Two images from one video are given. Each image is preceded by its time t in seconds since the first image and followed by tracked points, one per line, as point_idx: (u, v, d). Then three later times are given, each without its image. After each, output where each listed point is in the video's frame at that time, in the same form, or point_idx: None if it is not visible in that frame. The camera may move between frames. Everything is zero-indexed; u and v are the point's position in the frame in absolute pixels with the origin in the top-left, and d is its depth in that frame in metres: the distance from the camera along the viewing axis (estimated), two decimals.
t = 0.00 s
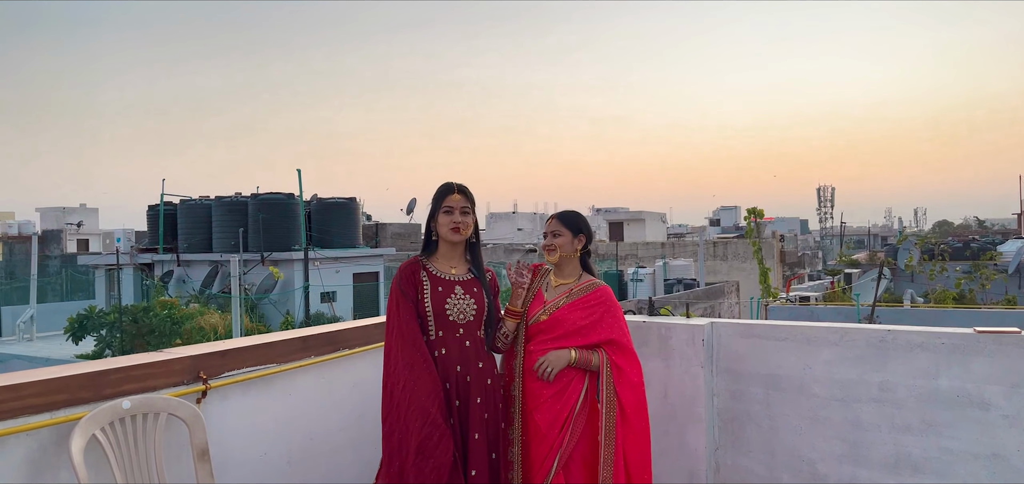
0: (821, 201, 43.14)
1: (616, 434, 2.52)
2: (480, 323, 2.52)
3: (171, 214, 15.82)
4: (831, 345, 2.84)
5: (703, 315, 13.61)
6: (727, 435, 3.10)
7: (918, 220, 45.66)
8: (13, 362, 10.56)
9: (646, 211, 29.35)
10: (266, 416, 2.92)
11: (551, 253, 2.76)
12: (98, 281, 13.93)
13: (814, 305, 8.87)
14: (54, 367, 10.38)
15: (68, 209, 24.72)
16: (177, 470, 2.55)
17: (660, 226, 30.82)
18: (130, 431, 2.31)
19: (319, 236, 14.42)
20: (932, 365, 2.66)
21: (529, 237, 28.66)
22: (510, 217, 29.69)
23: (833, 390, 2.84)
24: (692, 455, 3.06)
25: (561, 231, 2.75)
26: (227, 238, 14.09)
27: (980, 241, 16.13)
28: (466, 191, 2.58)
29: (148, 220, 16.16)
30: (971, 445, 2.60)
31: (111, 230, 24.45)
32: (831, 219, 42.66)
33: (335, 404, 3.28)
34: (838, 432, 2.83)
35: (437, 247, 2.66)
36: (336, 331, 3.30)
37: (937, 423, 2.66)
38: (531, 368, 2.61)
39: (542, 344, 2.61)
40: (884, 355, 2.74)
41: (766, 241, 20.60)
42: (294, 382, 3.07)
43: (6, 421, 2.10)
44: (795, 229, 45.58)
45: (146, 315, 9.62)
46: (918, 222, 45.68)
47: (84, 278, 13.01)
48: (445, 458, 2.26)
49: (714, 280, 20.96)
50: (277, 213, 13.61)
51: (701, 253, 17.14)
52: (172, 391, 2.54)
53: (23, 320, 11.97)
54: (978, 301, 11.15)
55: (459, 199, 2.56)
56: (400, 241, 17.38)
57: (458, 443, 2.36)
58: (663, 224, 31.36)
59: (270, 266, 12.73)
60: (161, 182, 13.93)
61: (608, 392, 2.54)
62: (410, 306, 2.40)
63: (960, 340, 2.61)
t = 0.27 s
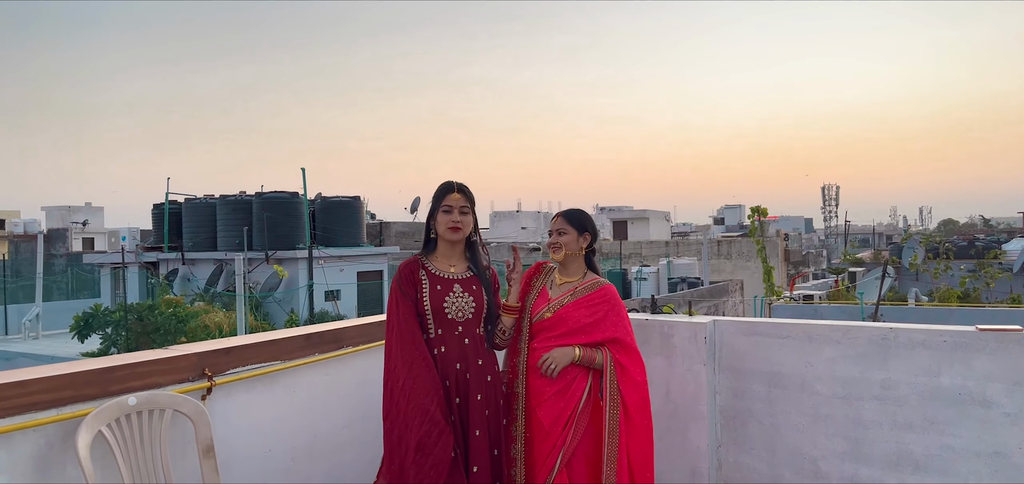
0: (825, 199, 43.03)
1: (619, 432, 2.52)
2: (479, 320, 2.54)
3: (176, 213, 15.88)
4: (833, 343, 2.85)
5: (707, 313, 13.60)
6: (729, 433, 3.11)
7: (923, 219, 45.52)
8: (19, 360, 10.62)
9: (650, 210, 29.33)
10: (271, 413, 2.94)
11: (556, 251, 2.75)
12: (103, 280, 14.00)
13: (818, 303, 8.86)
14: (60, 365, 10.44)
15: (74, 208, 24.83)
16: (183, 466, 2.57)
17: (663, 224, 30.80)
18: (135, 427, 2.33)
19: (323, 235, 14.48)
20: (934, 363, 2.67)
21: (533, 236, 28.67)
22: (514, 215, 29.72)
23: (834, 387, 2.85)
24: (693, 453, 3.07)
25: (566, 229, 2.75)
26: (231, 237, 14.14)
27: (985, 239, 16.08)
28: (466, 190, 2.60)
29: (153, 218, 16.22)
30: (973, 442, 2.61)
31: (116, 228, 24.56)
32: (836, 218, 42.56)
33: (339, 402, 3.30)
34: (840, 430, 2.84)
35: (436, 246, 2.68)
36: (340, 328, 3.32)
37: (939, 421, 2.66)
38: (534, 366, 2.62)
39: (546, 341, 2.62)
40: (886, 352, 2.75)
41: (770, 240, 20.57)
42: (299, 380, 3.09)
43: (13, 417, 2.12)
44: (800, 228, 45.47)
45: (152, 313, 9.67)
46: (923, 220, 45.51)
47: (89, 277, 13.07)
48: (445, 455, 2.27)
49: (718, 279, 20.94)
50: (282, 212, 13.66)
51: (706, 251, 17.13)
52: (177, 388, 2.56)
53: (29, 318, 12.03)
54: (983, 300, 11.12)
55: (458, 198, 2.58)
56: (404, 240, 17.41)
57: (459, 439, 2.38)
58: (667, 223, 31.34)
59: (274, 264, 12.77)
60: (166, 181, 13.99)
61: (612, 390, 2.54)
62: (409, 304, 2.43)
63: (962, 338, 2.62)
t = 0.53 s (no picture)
0: (828, 199, 42.93)
1: (621, 435, 2.50)
2: (474, 321, 2.55)
3: (179, 213, 15.90)
4: (834, 344, 2.84)
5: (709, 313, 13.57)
6: (731, 434, 3.10)
7: (926, 219, 45.39)
8: (22, 360, 10.65)
9: (652, 210, 29.31)
10: (271, 413, 2.94)
11: (560, 253, 2.73)
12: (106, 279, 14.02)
13: (820, 303, 8.84)
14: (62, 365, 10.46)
15: (77, 208, 24.88)
16: (182, 466, 2.57)
17: (666, 224, 30.77)
18: (135, 428, 2.33)
19: (325, 235, 14.51)
20: (934, 363, 2.66)
21: (535, 236, 28.66)
22: (516, 215, 29.73)
23: (835, 388, 2.84)
24: (694, 453, 3.06)
25: (571, 231, 2.73)
26: (233, 237, 14.15)
27: (988, 239, 16.02)
28: (464, 194, 2.58)
29: (156, 218, 16.26)
30: (973, 443, 2.60)
31: (119, 229, 24.60)
32: (838, 218, 42.46)
33: (339, 402, 3.30)
34: (841, 431, 2.83)
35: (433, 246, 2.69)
36: (341, 329, 3.32)
37: (939, 422, 2.66)
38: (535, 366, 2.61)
39: (549, 342, 2.61)
40: (887, 353, 2.74)
41: (773, 240, 20.52)
42: (299, 380, 3.09)
43: (13, 417, 2.13)
44: (803, 228, 45.39)
45: (154, 313, 9.69)
46: (926, 220, 45.38)
47: (92, 277, 13.09)
48: (441, 455, 2.28)
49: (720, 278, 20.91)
50: (284, 212, 13.67)
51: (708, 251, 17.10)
52: (177, 388, 2.57)
53: (32, 318, 12.05)
54: (986, 300, 11.08)
55: (456, 201, 2.57)
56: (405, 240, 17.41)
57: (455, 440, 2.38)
58: (670, 222, 31.32)
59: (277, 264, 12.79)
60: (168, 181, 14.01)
61: (614, 393, 2.52)
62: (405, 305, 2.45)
63: (963, 339, 2.61)
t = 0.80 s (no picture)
0: (829, 200, 42.89)
1: (620, 439, 2.45)
2: (469, 322, 2.55)
3: (179, 213, 15.92)
4: (834, 345, 2.84)
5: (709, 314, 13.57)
6: (730, 435, 3.09)
7: (927, 219, 45.35)
8: (23, 360, 10.66)
9: (653, 211, 29.31)
10: (270, 414, 2.94)
11: (563, 255, 2.72)
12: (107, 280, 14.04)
13: (821, 304, 8.83)
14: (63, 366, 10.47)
15: (78, 209, 24.92)
16: (182, 467, 2.57)
17: (667, 225, 30.77)
18: (135, 429, 2.33)
19: (326, 235, 14.51)
20: (935, 365, 2.65)
21: (536, 236, 28.67)
22: (516, 216, 29.74)
23: (835, 390, 2.84)
24: (694, 454, 3.06)
25: (573, 233, 2.71)
26: (234, 237, 14.17)
27: (989, 240, 16.01)
28: (456, 194, 2.59)
29: (157, 218, 16.28)
30: (973, 445, 2.60)
31: (120, 229, 24.62)
32: (839, 218, 42.43)
33: (339, 403, 3.30)
34: (841, 432, 2.83)
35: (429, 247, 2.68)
36: (340, 330, 3.32)
37: (939, 424, 2.65)
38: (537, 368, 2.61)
39: (551, 344, 2.61)
40: (887, 354, 2.74)
41: (774, 240, 20.52)
42: (298, 381, 3.09)
43: (13, 418, 2.13)
44: (804, 228, 45.36)
45: (154, 314, 9.69)
46: (928, 221, 45.33)
47: (93, 277, 13.10)
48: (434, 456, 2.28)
49: (721, 279, 20.90)
50: (285, 212, 13.68)
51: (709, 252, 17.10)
52: (177, 389, 2.57)
53: (33, 319, 12.07)
54: (987, 301, 11.08)
55: (449, 201, 2.57)
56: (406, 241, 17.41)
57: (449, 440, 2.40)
58: (671, 223, 31.30)
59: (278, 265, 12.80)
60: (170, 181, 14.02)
61: (615, 395, 2.48)
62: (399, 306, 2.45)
63: (963, 340, 2.60)
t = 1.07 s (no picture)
0: (830, 199, 42.87)
1: (617, 441, 2.43)
2: (461, 319, 2.56)
3: (180, 213, 15.92)
4: (834, 345, 2.84)
5: (710, 313, 13.57)
6: (730, 435, 3.09)
7: (928, 219, 45.34)
8: (23, 359, 10.66)
9: (653, 210, 29.31)
10: (270, 413, 2.94)
11: (566, 256, 2.70)
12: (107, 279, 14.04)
13: (822, 304, 8.83)
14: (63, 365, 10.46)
15: (79, 208, 24.92)
16: (183, 466, 2.57)
17: (667, 224, 30.77)
18: (135, 428, 2.33)
19: (326, 235, 14.50)
20: (934, 365, 2.65)
21: (536, 236, 28.66)
22: (517, 215, 29.74)
23: (835, 389, 2.84)
24: (694, 454, 3.06)
25: (577, 234, 2.68)
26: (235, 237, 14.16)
27: (990, 239, 16.01)
28: (448, 191, 2.59)
29: (157, 218, 16.28)
30: (974, 445, 2.60)
31: (120, 229, 24.62)
32: (840, 218, 42.41)
33: (339, 402, 3.30)
34: (841, 432, 2.83)
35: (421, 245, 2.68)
36: (339, 330, 3.32)
37: (939, 423, 2.65)
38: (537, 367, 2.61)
39: (552, 343, 2.61)
40: (887, 354, 2.74)
41: (774, 240, 20.52)
42: (298, 380, 3.09)
43: (13, 418, 2.13)
44: (804, 228, 45.36)
45: (155, 313, 9.69)
46: (929, 221, 45.29)
47: (93, 277, 13.11)
48: (423, 456, 2.29)
49: (722, 279, 20.90)
50: (285, 212, 13.68)
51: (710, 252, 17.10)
52: (177, 389, 2.57)
53: (33, 318, 12.07)
54: (987, 301, 11.08)
55: (440, 199, 2.57)
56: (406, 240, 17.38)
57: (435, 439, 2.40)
58: (671, 223, 31.30)
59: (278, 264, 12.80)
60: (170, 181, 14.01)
61: (613, 397, 2.46)
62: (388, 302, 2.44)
63: (963, 340, 2.60)
